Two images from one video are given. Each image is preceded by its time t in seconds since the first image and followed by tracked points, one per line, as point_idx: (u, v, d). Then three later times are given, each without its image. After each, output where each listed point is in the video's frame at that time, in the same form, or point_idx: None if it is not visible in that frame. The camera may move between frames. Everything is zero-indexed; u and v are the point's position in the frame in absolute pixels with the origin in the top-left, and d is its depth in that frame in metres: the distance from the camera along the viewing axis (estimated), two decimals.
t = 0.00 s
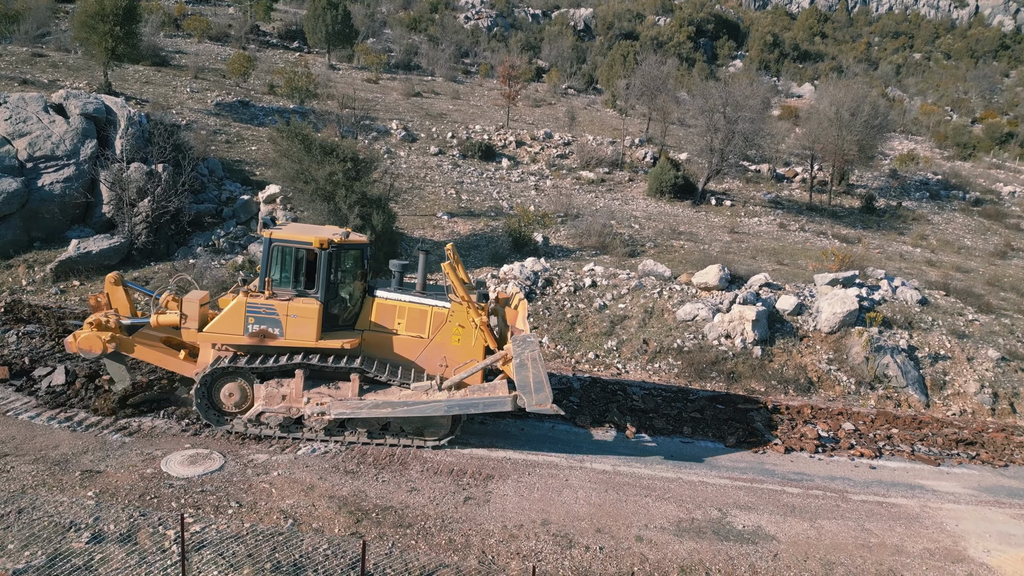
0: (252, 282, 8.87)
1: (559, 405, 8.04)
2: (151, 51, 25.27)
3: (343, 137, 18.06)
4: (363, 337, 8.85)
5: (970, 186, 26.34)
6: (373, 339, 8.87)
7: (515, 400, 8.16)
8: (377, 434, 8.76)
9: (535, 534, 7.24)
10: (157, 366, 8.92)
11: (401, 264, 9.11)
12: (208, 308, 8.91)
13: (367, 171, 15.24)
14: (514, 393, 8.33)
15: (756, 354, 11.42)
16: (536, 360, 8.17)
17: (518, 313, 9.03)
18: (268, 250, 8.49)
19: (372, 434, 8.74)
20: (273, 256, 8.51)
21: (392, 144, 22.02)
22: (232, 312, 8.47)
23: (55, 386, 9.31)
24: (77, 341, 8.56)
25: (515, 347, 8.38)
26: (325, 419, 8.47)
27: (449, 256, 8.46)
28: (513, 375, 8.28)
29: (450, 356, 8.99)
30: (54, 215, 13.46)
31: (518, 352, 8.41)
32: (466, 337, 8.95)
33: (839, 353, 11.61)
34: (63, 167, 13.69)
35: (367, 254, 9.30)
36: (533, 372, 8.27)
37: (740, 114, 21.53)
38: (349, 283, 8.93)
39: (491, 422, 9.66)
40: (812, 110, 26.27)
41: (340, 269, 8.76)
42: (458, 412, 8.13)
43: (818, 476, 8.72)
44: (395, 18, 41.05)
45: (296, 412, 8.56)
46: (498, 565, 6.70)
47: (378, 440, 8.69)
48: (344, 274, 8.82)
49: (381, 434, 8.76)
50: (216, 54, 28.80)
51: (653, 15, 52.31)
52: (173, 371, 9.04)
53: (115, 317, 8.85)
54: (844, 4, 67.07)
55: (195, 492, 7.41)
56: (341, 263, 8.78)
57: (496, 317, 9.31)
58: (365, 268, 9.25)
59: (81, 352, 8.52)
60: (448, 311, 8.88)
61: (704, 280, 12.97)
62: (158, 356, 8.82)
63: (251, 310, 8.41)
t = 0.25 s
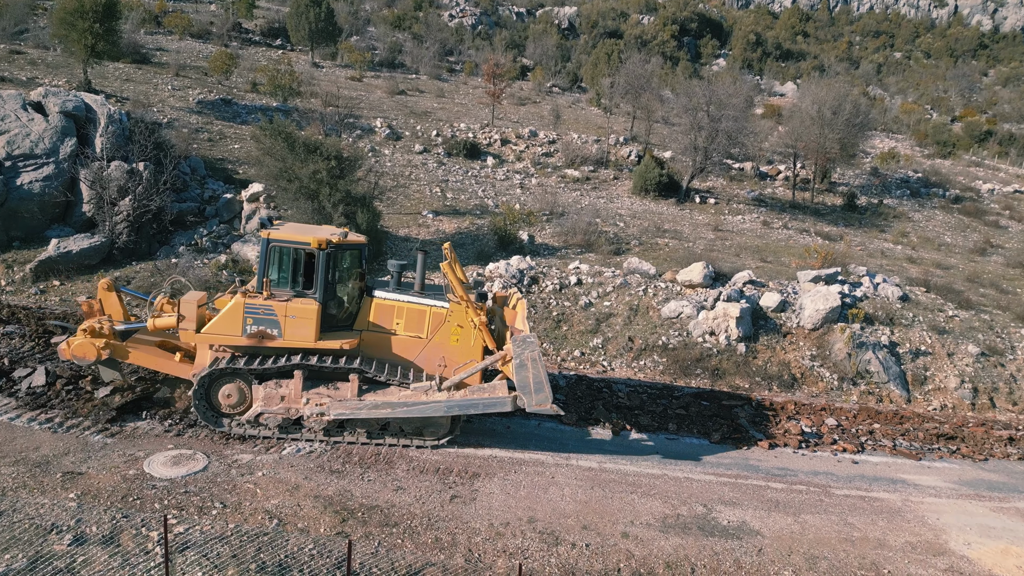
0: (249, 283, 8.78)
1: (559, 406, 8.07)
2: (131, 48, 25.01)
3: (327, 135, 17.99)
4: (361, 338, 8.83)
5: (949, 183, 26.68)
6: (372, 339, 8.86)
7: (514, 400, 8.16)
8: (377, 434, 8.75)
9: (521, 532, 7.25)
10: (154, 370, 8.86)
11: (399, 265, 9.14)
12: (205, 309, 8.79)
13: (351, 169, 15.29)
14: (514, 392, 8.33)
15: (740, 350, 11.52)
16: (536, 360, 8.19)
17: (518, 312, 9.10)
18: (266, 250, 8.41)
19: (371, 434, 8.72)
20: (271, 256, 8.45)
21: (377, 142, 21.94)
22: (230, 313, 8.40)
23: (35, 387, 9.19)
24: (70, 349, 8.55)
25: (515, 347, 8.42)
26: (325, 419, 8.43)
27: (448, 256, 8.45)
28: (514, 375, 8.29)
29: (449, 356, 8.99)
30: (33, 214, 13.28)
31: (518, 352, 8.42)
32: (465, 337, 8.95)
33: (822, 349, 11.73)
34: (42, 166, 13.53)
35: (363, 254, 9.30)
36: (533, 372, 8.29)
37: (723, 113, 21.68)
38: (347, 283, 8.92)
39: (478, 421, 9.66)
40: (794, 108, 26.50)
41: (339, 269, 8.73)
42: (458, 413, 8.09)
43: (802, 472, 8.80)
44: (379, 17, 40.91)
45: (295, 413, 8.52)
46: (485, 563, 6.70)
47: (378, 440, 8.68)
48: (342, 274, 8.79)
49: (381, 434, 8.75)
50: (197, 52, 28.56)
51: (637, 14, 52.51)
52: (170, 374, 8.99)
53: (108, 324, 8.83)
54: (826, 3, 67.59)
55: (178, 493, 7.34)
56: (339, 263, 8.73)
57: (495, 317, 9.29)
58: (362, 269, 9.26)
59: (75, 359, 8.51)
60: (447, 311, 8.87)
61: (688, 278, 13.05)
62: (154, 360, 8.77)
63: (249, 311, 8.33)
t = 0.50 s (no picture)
0: (250, 283, 8.80)
1: (560, 404, 8.13)
2: (118, 47, 24.83)
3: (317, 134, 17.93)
4: (362, 338, 8.84)
5: (937, 182, 26.87)
6: (373, 339, 8.86)
7: (516, 400, 8.20)
8: (378, 435, 8.76)
9: (512, 531, 7.26)
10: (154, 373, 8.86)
11: (400, 265, 9.12)
12: (206, 311, 8.80)
13: (340, 168, 15.27)
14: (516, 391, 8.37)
15: (730, 348, 11.57)
16: (538, 358, 8.20)
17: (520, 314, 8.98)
18: (266, 251, 8.42)
19: (373, 435, 8.73)
20: (271, 257, 8.45)
21: (367, 141, 21.88)
22: (231, 313, 8.43)
23: (22, 388, 9.12)
24: (69, 354, 8.56)
25: (517, 346, 8.43)
26: (327, 420, 8.42)
27: (448, 256, 8.45)
28: (515, 375, 8.34)
29: (450, 356, 8.99)
30: (20, 214, 13.18)
31: (520, 351, 8.42)
32: (466, 337, 8.95)
33: (810, 347, 11.81)
34: (28, 165, 13.42)
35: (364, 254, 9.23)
36: (535, 371, 8.31)
37: (713, 112, 21.76)
38: (347, 283, 8.90)
39: (469, 420, 9.67)
40: (783, 107, 26.62)
41: (339, 270, 8.71)
42: (460, 412, 8.14)
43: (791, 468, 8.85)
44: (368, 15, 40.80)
45: (296, 414, 8.52)
46: (476, 562, 6.70)
47: (377, 440, 8.68)
48: (343, 274, 8.77)
49: (382, 434, 8.77)
50: (185, 50, 28.40)
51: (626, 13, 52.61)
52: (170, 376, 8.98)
53: (106, 329, 8.84)
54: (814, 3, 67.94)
55: (167, 493, 7.30)
56: (340, 263, 8.72)
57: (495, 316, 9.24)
58: (364, 269, 9.21)
59: (74, 365, 8.55)
60: (448, 310, 8.87)
61: (678, 276, 13.10)
62: (153, 362, 8.77)
63: (250, 311, 8.36)
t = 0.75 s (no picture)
0: (249, 284, 8.78)
1: (560, 403, 8.24)
2: (105, 45, 24.64)
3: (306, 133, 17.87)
4: (362, 338, 8.84)
5: (923, 180, 27.07)
6: (372, 339, 8.86)
7: (516, 399, 8.28)
8: (379, 435, 8.75)
9: (502, 530, 7.26)
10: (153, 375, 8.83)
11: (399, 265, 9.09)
12: (205, 312, 8.75)
13: (329, 168, 15.27)
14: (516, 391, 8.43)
15: (719, 346, 11.62)
16: (538, 359, 8.28)
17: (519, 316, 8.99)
18: (265, 252, 8.39)
19: (373, 434, 8.73)
20: (270, 257, 8.41)
21: (356, 140, 21.81)
22: (231, 314, 8.43)
23: (7, 389, 9.04)
24: (66, 358, 8.50)
25: (518, 346, 8.44)
26: (327, 420, 8.42)
27: (447, 256, 8.45)
28: (515, 375, 8.39)
29: (449, 356, 8.99)
30: (5, 214, 13.06)
31: (520, 351, 8.46)
32: (465, 337, 8.95)
33: (799, 344, 11.89)
34: (13, 165, 13.29)
35: (362, 254, 9.15)
36: (535, 371, 8.38)
37: (702, 111, 21.85)
38: (347, 283, 8.87)
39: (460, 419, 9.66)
40: (771, 106, 26.74)
41: (338, 270, 8.68)
42: (460, 412, 8.19)
43: (780, 466, 8.90)
44: (357, 14, 40.67)
45: (297, 414, 8.51)
46: (466, 561, 6.71)
47: (377, 440, 8.68)
48: (342, 275, 8.74)
49: (382, 434, 8.76)
50: (172, 49, 28.22)
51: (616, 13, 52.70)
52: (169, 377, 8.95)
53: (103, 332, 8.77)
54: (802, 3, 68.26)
55: (155, 495, 7.26)
56: (339, 263, 8.69)
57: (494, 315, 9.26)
58: (363, 270, 9.17)
59: (72, 368, 8.49)
60: (447, 311, 8.87)
61: (667, 275, 13.15)
62: (151, 365, 8.74)
63: (250, 312, 8.36)
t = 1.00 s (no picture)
0: (245, 284, 8.69)
1: (558, 402, 8.09)
2: (88, 44, 24.42)
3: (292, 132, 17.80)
4: (359, 338, 8.83)
5: (907, 179, 27.33)
6: (369, 339, 8.88)
7: (514, 399, 8.20)
8: (376, 435, 8.72)
9: (491, 528, 7.27)
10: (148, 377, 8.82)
11: (396, 264, 9.01)
12: (201, 313, 8.66)
13: (316, 167, 15.24)
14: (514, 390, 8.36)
15: (706, 345, 11.68)
16: (536, 357, 8.17)
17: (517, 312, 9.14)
18: (262, 252, 8.33)
19: (370, 435, 8.69)
20: (267, 258, 8.36)
21: (343, 139, 21.75)
22: (227, 315, 8.33)
23: None
24: (60, 360, 8.45)
25: (515, 345, 8.40)
26: (325, 421, 8.38)
27: (444, 257, 8.47)
28: (513, 374, 8.31)
29: (446, 356, 9.05)
30: None
31: (517, 350, 8.39)
32: (461, 337, 9.01)
33: (785, 342, 11.98)
34: None
35: (358, 254, 9.11)
36: (533, 370, 8.29)
37: (688, 110, 21.95)
38: (344, 283, 8.87)
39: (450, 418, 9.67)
40: (758, 106, 26.90)
41: (335, 271, 8.67)
42: (458, 411, 8.17)
43: (766, 462, 8.97)
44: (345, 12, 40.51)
45: (294, 415, 8.47)
46: (455, 560, 6.71)
47: (375, 440, 8.66)
48: (339, 275, 8.75)
49: (380, 434, 8.73)
50: (156, 47, 28.00)
51: (603, 12, 52.83)
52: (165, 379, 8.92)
53: (97, 334, 8.73)
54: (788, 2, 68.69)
55: (141, 497, 7.21)
56: (336, 263, 8.69)
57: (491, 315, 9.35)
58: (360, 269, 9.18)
59: (66, 370, 8.43)
60: (444, 310, 8.92)
61: (655, 273, 13.20)
62: (148, 367, 8.71)
63: (247, 313, 8.29)
